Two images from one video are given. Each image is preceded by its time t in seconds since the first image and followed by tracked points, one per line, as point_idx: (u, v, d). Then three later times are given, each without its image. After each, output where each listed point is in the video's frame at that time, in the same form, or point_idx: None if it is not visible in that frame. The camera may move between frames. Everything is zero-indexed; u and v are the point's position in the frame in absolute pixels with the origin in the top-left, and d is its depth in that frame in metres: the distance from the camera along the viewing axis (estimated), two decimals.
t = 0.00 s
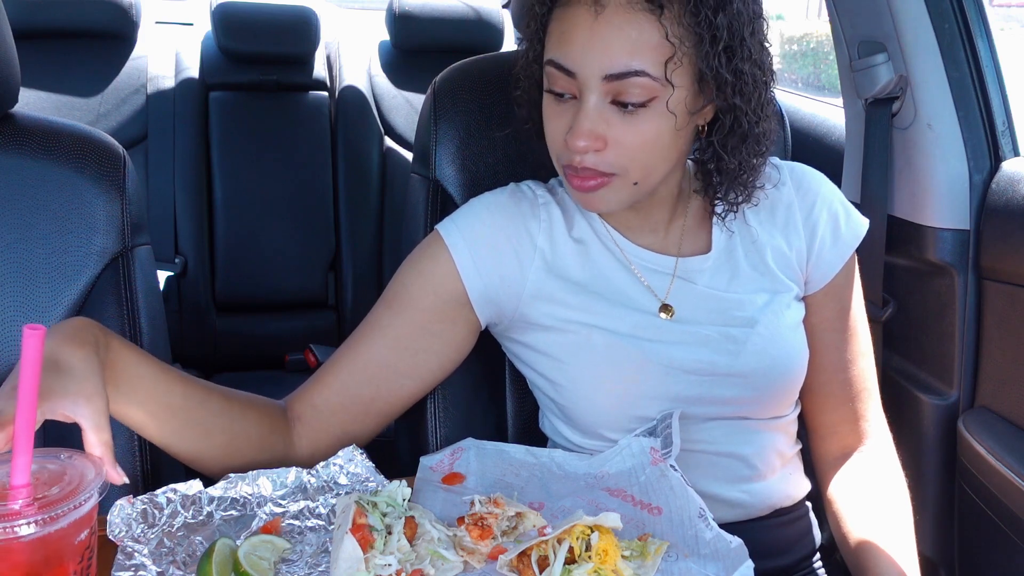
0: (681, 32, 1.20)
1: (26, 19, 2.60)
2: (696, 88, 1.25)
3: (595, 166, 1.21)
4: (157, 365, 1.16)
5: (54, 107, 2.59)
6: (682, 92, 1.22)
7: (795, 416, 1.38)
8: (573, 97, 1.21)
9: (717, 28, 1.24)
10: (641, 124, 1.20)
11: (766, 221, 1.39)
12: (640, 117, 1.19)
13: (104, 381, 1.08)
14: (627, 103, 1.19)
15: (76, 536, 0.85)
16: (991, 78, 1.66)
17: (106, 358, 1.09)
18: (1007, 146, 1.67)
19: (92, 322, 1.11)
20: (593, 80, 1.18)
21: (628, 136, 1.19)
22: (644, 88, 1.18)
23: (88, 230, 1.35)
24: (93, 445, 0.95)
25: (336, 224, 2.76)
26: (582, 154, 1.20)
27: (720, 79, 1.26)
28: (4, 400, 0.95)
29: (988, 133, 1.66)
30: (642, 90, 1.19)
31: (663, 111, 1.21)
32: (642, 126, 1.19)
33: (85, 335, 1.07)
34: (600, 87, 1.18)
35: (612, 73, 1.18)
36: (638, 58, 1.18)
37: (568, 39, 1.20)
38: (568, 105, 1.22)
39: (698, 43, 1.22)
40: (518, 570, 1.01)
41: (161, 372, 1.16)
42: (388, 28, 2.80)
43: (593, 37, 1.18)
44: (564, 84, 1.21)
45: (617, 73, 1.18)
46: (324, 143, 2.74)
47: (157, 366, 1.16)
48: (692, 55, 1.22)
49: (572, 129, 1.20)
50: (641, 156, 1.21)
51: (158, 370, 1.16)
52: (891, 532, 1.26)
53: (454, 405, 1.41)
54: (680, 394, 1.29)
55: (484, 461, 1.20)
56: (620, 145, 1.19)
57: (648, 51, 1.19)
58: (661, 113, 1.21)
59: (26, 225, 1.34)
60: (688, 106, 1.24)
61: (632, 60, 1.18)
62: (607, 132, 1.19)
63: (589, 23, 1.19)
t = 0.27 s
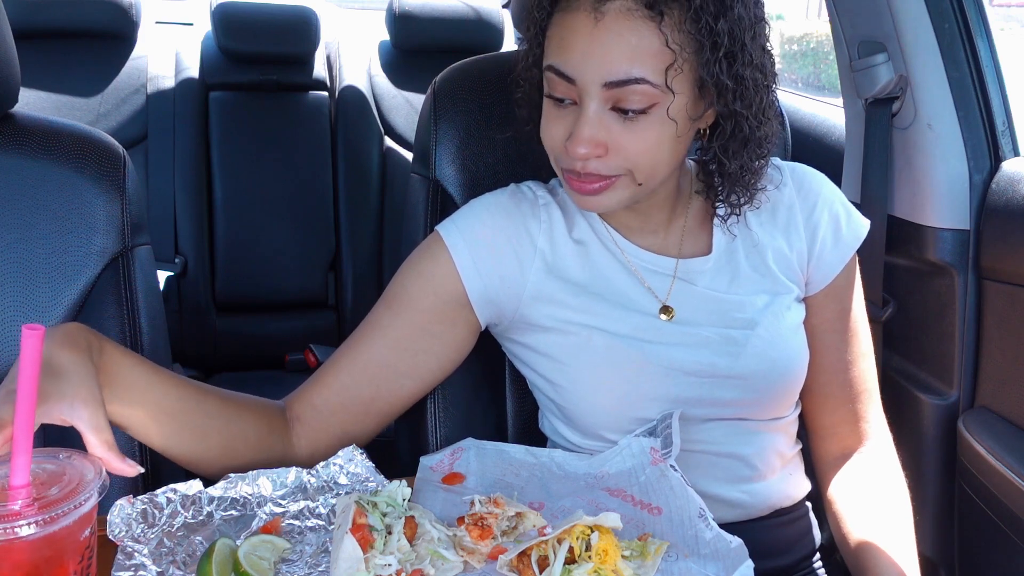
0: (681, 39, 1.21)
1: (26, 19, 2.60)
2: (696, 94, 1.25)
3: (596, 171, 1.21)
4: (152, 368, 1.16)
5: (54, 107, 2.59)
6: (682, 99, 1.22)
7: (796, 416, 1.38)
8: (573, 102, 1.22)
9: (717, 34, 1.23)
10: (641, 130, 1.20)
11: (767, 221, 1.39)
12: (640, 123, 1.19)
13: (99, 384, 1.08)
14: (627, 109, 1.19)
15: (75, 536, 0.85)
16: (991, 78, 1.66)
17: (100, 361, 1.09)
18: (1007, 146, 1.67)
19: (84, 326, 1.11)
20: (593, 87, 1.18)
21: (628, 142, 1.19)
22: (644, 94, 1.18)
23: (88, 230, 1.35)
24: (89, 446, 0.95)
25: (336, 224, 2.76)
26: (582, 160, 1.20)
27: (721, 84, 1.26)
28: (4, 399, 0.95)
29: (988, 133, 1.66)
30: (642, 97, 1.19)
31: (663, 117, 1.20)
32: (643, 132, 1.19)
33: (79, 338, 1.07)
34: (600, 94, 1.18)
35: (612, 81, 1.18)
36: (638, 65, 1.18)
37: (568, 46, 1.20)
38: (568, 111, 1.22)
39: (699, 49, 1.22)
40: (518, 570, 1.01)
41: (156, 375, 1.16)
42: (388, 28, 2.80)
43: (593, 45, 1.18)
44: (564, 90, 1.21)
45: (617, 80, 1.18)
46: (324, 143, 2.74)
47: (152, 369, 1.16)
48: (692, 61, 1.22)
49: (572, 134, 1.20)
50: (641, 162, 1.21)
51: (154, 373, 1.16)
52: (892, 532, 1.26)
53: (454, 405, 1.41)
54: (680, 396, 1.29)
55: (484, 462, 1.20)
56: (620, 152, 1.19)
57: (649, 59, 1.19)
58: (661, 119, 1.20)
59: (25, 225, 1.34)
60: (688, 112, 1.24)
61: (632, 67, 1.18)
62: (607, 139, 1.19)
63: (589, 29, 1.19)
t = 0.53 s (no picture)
0: (683, 40, 1.21)
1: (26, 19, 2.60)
2: (698, 95, 1.25)
3: (598, 172, 1.21)
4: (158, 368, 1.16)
5: (54, 107, 2.59)
6: (684, 100, 1.22)
7: (796, 416, 1.37)
8: (574, 104, 1.21)
9: (720, 35, 1.24)
10: (643, 132, 1.19)
11: (768, 221, 1.39)
12: (642, 124, 1.19)
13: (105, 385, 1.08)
14: (629, 111, 1.19)
15: (75, 535, 0.85)
16: (991, 78, 1.66)
17: (107, 362, 1.09)
18: (1007, 146, 1.67)
19: (91, 326, 1.10)
20: (594, 89, 1.18)
21: (630, 143, 1.19)
22: (647, 96, 1.18)
23: (88, 230, 1.35)
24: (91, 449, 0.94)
25: (336, 224, 2.76)
26: (584, 162, 1.20)
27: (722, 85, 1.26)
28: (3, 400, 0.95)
29: (988, 133, 1.66)
30: (644, 98, 1.19)
31: (665, 118, 1.20)
32: (645, 134, 1.19)
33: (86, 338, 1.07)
34: (602, 95, 1.18)
35: (614, 82, 1.18)
36: (640, 67, 1.18)
37: (570, 47, 1.20)
38: (569, 112, 1.22)
39: (700, 51, 1.22)
40: (518, 570, 1.01)
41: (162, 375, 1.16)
42: (388, 28, 2.80)
43: (595, 46, 1.18)
44: (565, 91, 1.21)
45: (620, 81, 1.18)
46: (324, 143, 2.74)
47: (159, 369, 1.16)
48: (694, 62, 1.22)
49: (574, 136, 1.20)
50: (643, 164, 1.21)
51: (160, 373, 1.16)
52: (892, 532, 1.27)
53: (454, 405, 1.41)
54: (681, 396, 1.29)
55: (484, 462, 1.20)
56: (622, 153, 1.19)
57: (651, 60, 1.19)
58: (663, 121, 1.20)
59: (25, 225, 1.34)
60: (690, 113, 1.24)
61: (634, 68, 1.18)
62: (609, 140, 1.19)
63: (591, 31, 1.18)
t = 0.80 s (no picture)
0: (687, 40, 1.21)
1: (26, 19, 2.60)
2: (702, 95, 1.25)
3: (604, 173, 1.21)
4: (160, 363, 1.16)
5: (54, 107, 2.59)
6: (688, 100, 1.22)
7: (796, 416, 1.37)
8: (579, 105, 1.21)
9: (723, 35, 1.24)
10: (649, 132, 1.20)
11: (768, 221, 1.39)
12: (647, 125, 1.19)
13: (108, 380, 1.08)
14: (634, 112, 1.19)
15: (72, 536, 0.85)
16: (991, 78, 1.66)
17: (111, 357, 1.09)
18: (1007, 146, 1.67)
19: (95, 320, 1.11)
20: (599, 90, 1.18)
21: (635, 144, 1.19)
22: (652, 96, 1.18)
23: (88, 230, 1.35)
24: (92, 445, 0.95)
25: (336, 224, 2.76)
26: (590, 163, 1.20)
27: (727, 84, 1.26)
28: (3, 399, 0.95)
29: (988, 133, 1.66)
30: (649, 99, 1.19)
31: (670, 119, 1.20)
32: (650, 135, 1.19)
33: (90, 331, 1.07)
34: (607, 96, 1.18)
35: (620, 83, 1.18)
36: (645, 68, 1.18)
37: (574, 49, 1.20)
38: (574, 113, 1.22)
39: (704, 51, 1.22)
40: (518, 570, 1.01)
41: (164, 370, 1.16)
42: (388, 28, 2.80)
43: (599, 47, 1.18)
44: (570, 93, 1.21)
45: (624, 82, 1.18)
46: (324, 143, 2.74)
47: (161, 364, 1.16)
48: (698, 62, 1.22)
49: (579, 137, 1.20)
50: (648, 164, 1.21)
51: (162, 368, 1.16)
52: (892, 532, 1.27)
53: (454, 405, 1.41)
54: (681, 396, 1.29)
55: (484, 462, 1.20)
56: (628, 153, 1.19)
57: (656, 61, 1.18)
58: (668, 121, 1.20)
59: (25, 225, 1.34)
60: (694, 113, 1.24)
61: (639, 69, 1.18)
62: (615, 141, 1.19)
63: (595, 32, 1.18)
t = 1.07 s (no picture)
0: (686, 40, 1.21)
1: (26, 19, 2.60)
2: (702, 95, 1.25)
3: (606, 175, 1.21)
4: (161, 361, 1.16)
5: (54, 107, 2.59)
6: (688, 101, 1.22)
7: (796, 416, 1.37)
8: (579, 108, 1.21)
9: (722, 35, 1.24)
10: (649, 134, 1.20)
11: (768, 221, 1.39)
12: (648, 127, 1.19)
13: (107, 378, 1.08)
14: (635, 113, 1.19)
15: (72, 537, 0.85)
16: (991, 78, 1.66)
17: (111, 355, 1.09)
18: (1008, 146, 1.67)
19: (98, 317, 1.11)
20: (600, 93, 1.18)
21: (637, 146, 1.19)
22: (652, 98, 1.18)
23: (88, 230, 1.35)
24: (92, 450, 0.93)
25: (336, 224, 2.76)
26: (592, 166, 1.20)
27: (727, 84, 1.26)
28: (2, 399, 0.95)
29: (988, 133, 1.66)
30: (649, 101, 1.19)
31: (671, 120, 1.20)
32: (651, 136, 1.19)
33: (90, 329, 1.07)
34: (608, 99, 1.18)
35: (620, 86, 1.18)
36: (645, 70, 1.18)
37: (573, 52, 1.20)
38: (574, 116, 1.22)
39: (704, 51, 1.22)
40: (518, 570, 1.01)
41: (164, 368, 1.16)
42: (388, 28, 2.80)
43: (598, 50, 1.18)
44: (570, 96, 1.21)
45: (624, 85, 1.18)
46: (324, 143, 2.74)
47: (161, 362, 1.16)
48: (698, 62, 1.23)
49: (580, 140, 1.20)
50: (651, 165, 1.21)
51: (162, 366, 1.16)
52: (892, 532, 1.27)
53: (454, 405, 1.41)
54: (681, 396, 1.29)
55: (484, 462, 1.20)
56: (629, 156, 1.19)
57: (655, 62, 1.19)
58: (669, 122, 1.20)
59: (25, 225, 1.34)
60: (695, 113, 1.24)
61: (639, 72, 1.18)
62: (616, 144, 1.19)
63: (593, 35, 1.18)
